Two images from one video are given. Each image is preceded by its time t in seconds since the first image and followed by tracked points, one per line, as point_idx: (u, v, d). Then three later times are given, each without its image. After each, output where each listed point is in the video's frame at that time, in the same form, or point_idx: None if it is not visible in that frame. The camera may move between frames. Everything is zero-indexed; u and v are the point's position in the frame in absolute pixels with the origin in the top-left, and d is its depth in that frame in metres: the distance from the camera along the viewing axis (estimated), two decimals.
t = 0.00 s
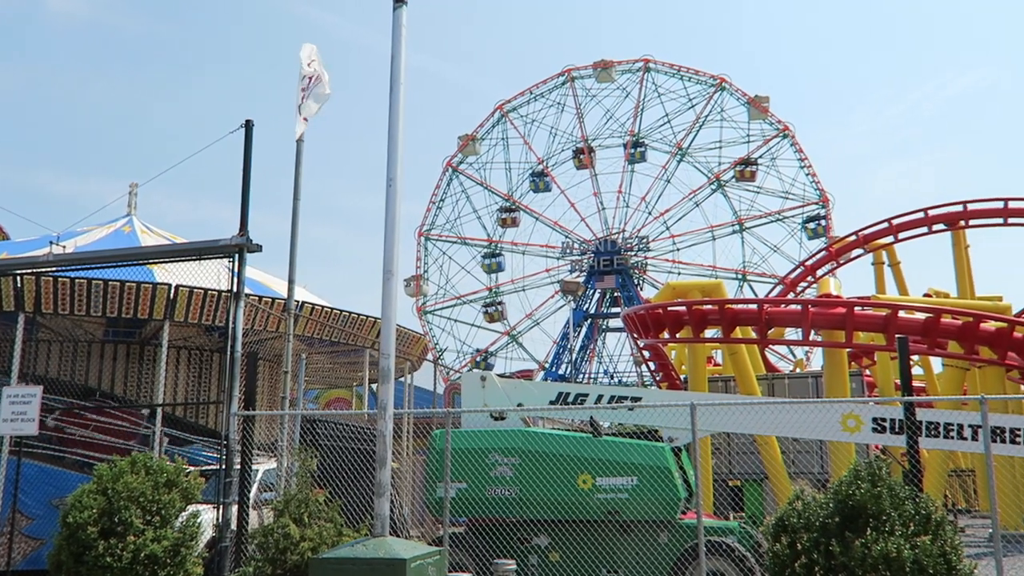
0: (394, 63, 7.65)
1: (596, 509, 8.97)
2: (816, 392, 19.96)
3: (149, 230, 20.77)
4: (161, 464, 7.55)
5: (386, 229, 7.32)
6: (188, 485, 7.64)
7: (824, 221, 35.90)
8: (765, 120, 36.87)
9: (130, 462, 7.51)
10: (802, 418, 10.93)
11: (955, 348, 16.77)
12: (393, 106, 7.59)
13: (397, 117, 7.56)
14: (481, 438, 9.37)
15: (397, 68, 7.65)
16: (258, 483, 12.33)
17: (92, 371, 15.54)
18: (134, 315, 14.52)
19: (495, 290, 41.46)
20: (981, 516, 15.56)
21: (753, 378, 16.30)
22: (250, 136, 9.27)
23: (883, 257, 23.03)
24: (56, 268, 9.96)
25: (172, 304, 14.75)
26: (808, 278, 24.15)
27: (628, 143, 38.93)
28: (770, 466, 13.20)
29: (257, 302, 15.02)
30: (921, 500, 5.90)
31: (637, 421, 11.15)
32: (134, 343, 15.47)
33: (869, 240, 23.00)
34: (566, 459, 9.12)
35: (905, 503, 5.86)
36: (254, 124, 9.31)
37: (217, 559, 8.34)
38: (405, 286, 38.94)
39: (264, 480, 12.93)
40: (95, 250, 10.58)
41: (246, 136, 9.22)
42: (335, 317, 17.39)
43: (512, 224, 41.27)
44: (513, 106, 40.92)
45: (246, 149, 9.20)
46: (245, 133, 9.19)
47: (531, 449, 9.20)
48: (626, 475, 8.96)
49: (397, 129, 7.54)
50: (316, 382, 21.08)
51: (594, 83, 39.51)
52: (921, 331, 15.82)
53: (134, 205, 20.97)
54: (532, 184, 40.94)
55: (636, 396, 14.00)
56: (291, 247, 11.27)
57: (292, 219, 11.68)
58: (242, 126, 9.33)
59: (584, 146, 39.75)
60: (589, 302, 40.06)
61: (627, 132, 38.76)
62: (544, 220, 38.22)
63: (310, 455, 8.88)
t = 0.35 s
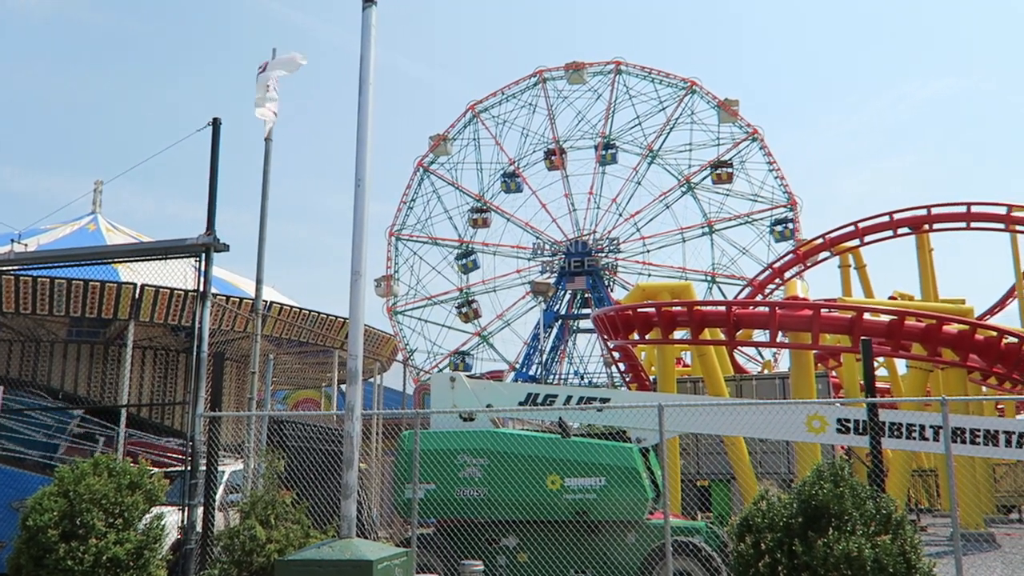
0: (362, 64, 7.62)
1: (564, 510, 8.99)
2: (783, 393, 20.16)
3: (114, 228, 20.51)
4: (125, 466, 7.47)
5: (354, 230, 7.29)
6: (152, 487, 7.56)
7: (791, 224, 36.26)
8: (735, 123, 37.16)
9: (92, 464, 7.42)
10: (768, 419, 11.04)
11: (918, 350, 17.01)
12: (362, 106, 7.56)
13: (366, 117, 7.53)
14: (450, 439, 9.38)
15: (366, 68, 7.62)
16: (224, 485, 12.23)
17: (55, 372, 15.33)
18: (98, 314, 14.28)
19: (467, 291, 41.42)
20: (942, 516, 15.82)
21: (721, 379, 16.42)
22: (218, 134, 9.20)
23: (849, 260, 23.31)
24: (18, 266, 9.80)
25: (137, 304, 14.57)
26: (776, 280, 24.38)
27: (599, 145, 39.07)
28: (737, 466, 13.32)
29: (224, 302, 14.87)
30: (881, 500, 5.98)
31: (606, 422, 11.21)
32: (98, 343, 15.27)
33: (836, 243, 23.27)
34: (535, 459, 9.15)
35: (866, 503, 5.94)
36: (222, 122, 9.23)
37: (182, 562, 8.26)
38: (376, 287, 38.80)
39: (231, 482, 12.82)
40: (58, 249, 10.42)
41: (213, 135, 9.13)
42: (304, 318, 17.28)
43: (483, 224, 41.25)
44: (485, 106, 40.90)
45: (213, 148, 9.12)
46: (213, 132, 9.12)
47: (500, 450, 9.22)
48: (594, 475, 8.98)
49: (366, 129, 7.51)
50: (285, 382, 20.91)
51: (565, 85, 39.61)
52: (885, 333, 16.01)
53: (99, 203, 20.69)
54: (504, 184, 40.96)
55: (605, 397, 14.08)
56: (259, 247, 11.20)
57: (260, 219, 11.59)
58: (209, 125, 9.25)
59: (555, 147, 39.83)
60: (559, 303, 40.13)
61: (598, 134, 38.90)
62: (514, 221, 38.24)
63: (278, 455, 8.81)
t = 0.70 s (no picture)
0: (343, 62, 7.61)
1: (545, 509, 9.00)
2: (762, 391, 20.29)
3: (92, 226, 20.34)
4: (102, 466, 7.42)
5: (334, 228, 7.28)
6: (129, 487, 7.51)
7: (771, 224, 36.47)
8: (716, 124, 37.33)
9: (69, 464, 7.36)
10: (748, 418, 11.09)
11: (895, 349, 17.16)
12: (342, 105, 7.54)
13: (346, 116, 7.51)
14: (431, 438, 9.36)
15: (346, 67, 7.60)
16: (204, 485, 12.16)
17: (32, 371, 15.19)
18: (75, 312, 14.18)
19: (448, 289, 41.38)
20: (918, 513, 15.98)
21: (701, 378, 16.50)
22: (197, 132, 9.14)
23: (827, 260, 23.48)
24: None
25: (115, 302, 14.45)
26: (756, 280, 24.52)
27: (581, 144, 39.14)
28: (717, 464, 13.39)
29: (203, 301, 14.77)
30: (856, 497, 6.03)
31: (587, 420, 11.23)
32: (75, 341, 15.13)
33: (815, 243, 23.44)
34: (516, 458, 9.14)
35: (841, 501, 5.99)
36: (202, 119, 9.18)
37: (160, 562, 8.21)
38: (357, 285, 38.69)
39: (210, 482, 12.73)
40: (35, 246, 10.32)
41: (193, 132, 9.08)
42: (284, 316, 17.21)
43: (465, 223, 41.22)
44: (467, 105, 40.86)
45: (193, 145, 9.07)
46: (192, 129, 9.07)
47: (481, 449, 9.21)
48: (575, 474, 8.99)
49: (346, 127, 7.49)
50: (265, 381, 20.80)
51: (547, 84, 39.65)
52: (863, 332, 16.14)
53: (76, 200, 20.51)
54: (485, 183, 40.95)
55: (586, 396, 14.13)
56: (238, 245, 11.15)
57: (240, 217, 11.53)
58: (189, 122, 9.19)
59: (537, 146, 39.86)
60: (541, 302, 40.17)
61: (580, 133, 38.97)
62: (496, 220, 38.24)
63: (257, 454, 8.77)
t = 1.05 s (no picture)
0: (328, 62, 7.59)
1: (530, 509, 9.01)
2: (747, 392, 20.37)
3: (75, 224, 20.21)
4: (85, 466, 7.38)
5: (319, 228, 7.27)
6: (112, 488, 7.48)
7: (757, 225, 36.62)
8: (702, 125, 37.44)
9: (51, 465, 7.31)
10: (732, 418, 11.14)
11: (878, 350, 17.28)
12: (327, 105, 7.53)
13: (332, 116, 7.50)
14: (416, 438, 9.35)
15: (332, 67, 7.59)
16: (188, 485, 12.10)
17: (15, 370, 15.08)
18: (58, 312, 14.09)
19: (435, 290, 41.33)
20: (900, 513, 16.09)
21: (686, 379, 16.56)
22: (182, 131, 9.10)
23: (812, 262, 23.61)
24: None
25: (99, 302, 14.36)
26: (742, 281, 24.62)
27: (568, 145, 39.18)
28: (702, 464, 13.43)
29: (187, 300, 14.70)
30: (838, 497, 6.08)
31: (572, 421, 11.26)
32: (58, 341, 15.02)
33: (800, 244, 23.56)
34: (501, 459, 9.15)
35: (824, 501, 6.03)
36: (186, 118, 9.14)
37: (143, 563, 8.17)
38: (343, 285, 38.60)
39: (194, 482, 12.67)
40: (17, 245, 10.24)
41: (177, 131, 9.04)
42: (269, 316, 17.15)
43: (452, 223, 41.19)
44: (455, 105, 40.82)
45: (177, 145, 9.03)
46: (176, 128, 9.03)
47: (466, 449, 9.20)
48: (560, 474, 9.01)
49: (332, 128, 7.48)
50: (250, 381, 20.71)
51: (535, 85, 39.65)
52: (847, 334, 16.24)
53: (60, 199, 20.37)
54: (472, 184, 40.93)
55: (571, 397, 14.16)
56: (222, 245, 11.11)
57: (225, 216, 11.49)
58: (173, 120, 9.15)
59: (524, 147, 39.87)
60: (528, 303, 40.21)
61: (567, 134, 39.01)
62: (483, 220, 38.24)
63: (241, 455, 8.74)
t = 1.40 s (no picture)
0: (309, 60, 7.56)
1: (509, 507, 9.02)
2: (726, 391, 20.45)
3: (51, 221, 20.02)
4: (60, 466, 7.31)
5: (299, 226, 7.23)
6: (87, 487, 7.42)
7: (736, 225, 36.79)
8: (682, 125, 37.57)
9: (26, 464, 7.24)
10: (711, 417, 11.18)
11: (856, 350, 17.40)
12: (308, 103, 7.50)
13: (312, 114, 7.47)
14: (396, 436, 9.34)
15: (312, 64, 7.56)
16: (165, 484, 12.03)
17: None
18: (33, 309, 13.95)
19: (415, 288, 41.26)
20: (877, 511, 16.23)
21: (666, 378, 16.62)
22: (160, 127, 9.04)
23: (791, 262, 23.77)
24: None
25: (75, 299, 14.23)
26: (721, 280, 24.74)
27: (550, 144, 39.22)
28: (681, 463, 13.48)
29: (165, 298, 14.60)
30: (815, 495, 6.12)
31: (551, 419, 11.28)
32: (34, 339, 14.86)
33: (779, 244, 23.70)
34: (481, 457, 9.15)
35: (800, 499, 6.06)
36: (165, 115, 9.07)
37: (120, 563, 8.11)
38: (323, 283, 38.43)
39: (171, 481, 12.59)
40: None
41: (156, 127, 8.97)
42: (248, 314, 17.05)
43: (432, 221, 41.12)
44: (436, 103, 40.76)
45: (156, 141, 8.96)
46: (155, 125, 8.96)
47: (446, 448, 9.21)
48: (539, 472, 9.02)
49: (312, 125, 7.45)
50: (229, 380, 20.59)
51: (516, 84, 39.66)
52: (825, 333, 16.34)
53: (36, 196, 20.18)
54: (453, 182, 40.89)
55: (551, 396, 14.18)
56: (201, 242, 11.05)
57: (204, 214, 11.42)
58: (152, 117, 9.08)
59: (506, 146, 39.87)
60: (508, 302, 40.20)
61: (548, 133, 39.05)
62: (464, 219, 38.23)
63: (219, 453, 8.69)
